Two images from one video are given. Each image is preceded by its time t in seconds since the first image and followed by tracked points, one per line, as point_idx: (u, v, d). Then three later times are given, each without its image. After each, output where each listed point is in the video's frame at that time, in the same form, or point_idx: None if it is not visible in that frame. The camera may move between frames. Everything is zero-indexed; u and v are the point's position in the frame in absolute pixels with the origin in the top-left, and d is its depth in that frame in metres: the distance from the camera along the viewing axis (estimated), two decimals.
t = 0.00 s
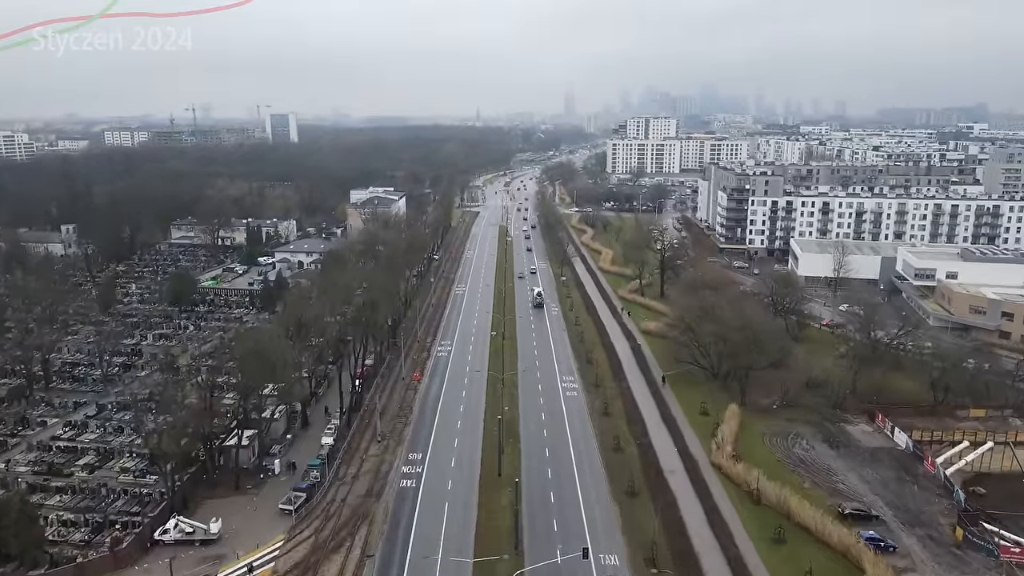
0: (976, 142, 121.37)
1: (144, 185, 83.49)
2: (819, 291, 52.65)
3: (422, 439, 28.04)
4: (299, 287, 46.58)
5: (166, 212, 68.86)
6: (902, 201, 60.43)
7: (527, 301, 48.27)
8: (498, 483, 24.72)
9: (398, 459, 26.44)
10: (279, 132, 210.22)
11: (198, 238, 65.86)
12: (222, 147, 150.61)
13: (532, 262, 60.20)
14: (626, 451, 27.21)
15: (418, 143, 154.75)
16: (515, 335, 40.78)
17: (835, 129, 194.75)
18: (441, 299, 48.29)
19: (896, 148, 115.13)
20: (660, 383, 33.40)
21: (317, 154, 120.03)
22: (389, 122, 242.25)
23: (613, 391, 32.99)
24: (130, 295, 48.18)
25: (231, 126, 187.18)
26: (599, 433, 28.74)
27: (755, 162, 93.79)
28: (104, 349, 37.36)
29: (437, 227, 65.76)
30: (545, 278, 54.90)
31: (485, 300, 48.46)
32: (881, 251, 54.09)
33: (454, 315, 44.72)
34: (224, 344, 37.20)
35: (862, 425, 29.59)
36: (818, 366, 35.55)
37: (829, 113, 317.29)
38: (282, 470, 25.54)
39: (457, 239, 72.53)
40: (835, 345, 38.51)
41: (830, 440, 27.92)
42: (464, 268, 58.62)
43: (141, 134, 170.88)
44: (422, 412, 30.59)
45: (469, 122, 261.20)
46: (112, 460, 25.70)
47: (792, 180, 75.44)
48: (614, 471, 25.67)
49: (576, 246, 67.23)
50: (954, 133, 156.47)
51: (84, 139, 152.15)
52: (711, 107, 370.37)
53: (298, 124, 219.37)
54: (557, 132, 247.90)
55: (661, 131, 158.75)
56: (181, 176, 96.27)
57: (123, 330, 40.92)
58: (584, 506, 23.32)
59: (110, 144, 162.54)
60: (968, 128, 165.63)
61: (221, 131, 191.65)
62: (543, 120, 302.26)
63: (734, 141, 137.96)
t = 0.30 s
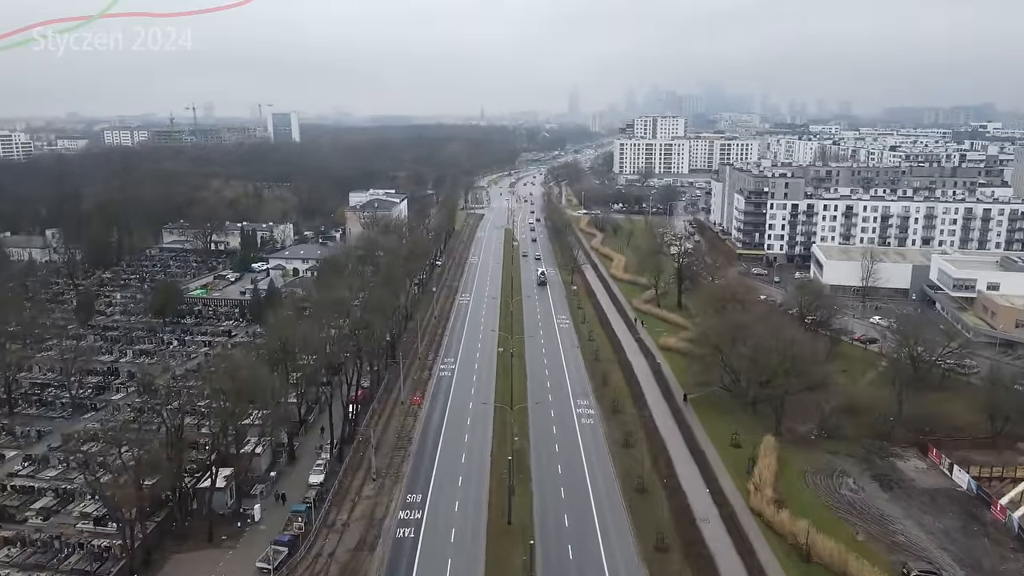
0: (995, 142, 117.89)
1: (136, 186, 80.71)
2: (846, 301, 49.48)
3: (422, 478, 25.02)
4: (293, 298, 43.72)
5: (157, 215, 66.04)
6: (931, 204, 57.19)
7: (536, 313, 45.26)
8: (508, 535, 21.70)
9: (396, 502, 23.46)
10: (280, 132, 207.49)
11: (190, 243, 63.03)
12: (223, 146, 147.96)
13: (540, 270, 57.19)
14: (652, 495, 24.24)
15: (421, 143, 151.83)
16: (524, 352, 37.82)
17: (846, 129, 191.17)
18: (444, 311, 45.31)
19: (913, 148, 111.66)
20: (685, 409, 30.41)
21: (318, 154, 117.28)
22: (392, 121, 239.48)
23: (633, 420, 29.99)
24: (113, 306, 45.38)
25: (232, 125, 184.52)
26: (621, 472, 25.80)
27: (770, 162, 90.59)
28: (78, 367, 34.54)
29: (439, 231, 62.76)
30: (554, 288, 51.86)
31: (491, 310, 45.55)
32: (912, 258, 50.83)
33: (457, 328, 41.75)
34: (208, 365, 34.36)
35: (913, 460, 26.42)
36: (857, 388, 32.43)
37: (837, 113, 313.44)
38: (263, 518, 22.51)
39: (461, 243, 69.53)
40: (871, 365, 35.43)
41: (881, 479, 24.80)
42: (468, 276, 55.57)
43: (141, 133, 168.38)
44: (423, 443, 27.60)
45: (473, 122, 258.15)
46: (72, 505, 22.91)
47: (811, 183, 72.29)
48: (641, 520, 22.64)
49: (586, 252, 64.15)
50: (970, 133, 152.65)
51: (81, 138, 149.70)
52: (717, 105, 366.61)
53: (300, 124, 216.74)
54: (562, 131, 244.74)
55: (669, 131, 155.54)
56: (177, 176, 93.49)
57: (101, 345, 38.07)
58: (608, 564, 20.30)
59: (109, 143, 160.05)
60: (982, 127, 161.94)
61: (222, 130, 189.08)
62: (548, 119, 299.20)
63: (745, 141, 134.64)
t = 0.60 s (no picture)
0: (1006, 142, 114.98)
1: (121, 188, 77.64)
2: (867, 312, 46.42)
3: (410, 527, 21.93)
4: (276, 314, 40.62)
5: (139, 219, 62.96)
6: (954, 208, 54.10)
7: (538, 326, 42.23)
8: None
9: (379, 558, 20.38)
10: (276, 131, 204.32)
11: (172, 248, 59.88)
12: (216, 146, 144.95)
13: (541, 278, 54.07)
14: (674, 548, 21.12)
15: (418, 143, 148.80)
16: (525, 371, 34.76)
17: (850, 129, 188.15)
18: (438, 324, 42.22)
19: (924, 148, 108.69)
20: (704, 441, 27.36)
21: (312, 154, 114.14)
22: (390, 120, 236.41)
23: (647, 454, 26.92)
24: (83, 318, 42.33)
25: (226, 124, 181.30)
26: (637, 518, 22.70)
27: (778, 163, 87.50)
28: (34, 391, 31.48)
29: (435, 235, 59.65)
30: (556, 297, 48.78)
31: (490, 323, 42.52)
32: (937, 266, 47.81)
33: (453, 344, 38.67)
34: (177, 390, 31.32)
35: (965, 505, 23.40)
36: (892, 415, 29.37)
37: (839, 112, 310.23)
38: None
39: (458, 248, 66.50)
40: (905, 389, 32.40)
41: (933, 530, 21.76)
42: (465, 284, 52.43)
43: (133, 132, 165.21)
44: (412, 484, 24.53)
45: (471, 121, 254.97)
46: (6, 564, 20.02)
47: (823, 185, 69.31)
48: None
49: (588, 258, 61.01)
50: (978, 132, 149.30)
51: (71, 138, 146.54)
52: (717, 104, 363.58)
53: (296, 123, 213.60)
54: (562, 130, 241.34)
55: (671, 130, 152.62)
56: (165, 178, 90.41)
57: (64, 364, 35.06)
58: None
59: (99, 143, 156.85)
60: (989, 127, 158.96)
61: (217, 129, 185.95)
62: (548, 118, 296.22)
63: (749, 140, 131.52)
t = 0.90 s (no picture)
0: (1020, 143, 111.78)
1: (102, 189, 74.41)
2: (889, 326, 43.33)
3: None
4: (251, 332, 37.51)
5: (118, 223, 59.78)
6: (978, 213, 50.97)
7: (537, 343, 39.11)
8: None
9: None
10: (272, 130, 200.90)
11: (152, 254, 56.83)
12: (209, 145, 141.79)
13: (540, 288, 50.95)
14: None
15: (416, 143, 145.68)
16: (523, 397, 31.66)
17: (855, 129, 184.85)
18: (429, 341, 39.10)
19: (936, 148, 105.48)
20: (724, 482, 24.27)
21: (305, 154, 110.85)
22: (387, 119, 233.02)
23: (662, 498, 23.76)
24: (46, 333, 39.22)
25: (220, 123, 177.65)
26: None
27: (787, 164, 84.37)
28: None
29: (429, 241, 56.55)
30: (556, 309, 45.65)
31: (486, 340, 39.46)
32: (964, 276, 44.74)
33: (444, 364, 35.57)
34: (138, 420, 28.34)
35: None
36: (933, 450, 26.26)
37: (843, 111, 306.17)
38: None
39: (453, 253, 63.41)
40: (943, 420, 29.35)
41: None
42: (459, 295, 49.34)
43: (126, 131, 162.03)
44: (392, 537, 21.37)
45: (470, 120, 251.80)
46: None
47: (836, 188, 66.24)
48: None
49: (591, 265, 57.90)
50: (988, 131, 145.90)
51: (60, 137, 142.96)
52: (718, 104, 360.14)
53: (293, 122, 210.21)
54: (563, 129, 238.21)
55: (674, 130, 149.45)
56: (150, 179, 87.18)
57: (18, 387, 31.97)
58: None
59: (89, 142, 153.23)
60: (998, 126, 155.57)
61: (212, 127, 182.79)
62: (548, 118, 292.84)
63: (754, 140, 128.36)
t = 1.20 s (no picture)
0: None
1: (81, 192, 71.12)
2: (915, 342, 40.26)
3: None
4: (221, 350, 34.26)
5: (93, 229, 56.53)
6: (1006, 219, 47.86)
7: (536, 363, 35.96)
8: None
9: None
10: (267, 130, 197.48)
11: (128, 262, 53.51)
12: (199, 145, 138.31)
13: (539, 299, 47.80)
14: None
15: (412, 143, 142.29)
16: (519, 430, 28.52)
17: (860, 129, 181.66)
18: (417, 362, 35.92)
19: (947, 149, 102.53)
20: (750, 538, 21.12)
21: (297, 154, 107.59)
22: (385, 119, 229.71)
23: (679, 560, 20.59)
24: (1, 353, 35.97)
25: (213, 123, 174.29)
26: None
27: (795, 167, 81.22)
28: None
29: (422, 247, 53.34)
30: (556, 323, 42.50)
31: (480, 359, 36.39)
32: (994, 289, 41.61)
33: (433, 389, 32.40)
34: (84, 461, 25.13)
35: None
36: (984, 495, 23.13)
37: (845, 111, 303.32)
38: None
39: (447, 259, 60.36)
40: (990, 457, 26.18)
41: None
42: (453, 307, 46.15)
43: (116, 130, 158.48)
44: None
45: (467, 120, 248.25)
46: None
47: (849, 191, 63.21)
48: None
49: (594, 273, 54.66)
50: (997, 131, 142.71)
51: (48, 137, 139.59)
52: (719, 104, 357.26)
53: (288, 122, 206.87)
54: (562, 129, 234.81)
55: (676, 129, 146.33)
56: (134, 182, 83.90)
57: None
58: None
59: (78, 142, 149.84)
60: (1007, 126, 152.48)
61: (204, 126, 179.20)
62: (547, 117, 289.81)
63: (759, 140, 125.11)
